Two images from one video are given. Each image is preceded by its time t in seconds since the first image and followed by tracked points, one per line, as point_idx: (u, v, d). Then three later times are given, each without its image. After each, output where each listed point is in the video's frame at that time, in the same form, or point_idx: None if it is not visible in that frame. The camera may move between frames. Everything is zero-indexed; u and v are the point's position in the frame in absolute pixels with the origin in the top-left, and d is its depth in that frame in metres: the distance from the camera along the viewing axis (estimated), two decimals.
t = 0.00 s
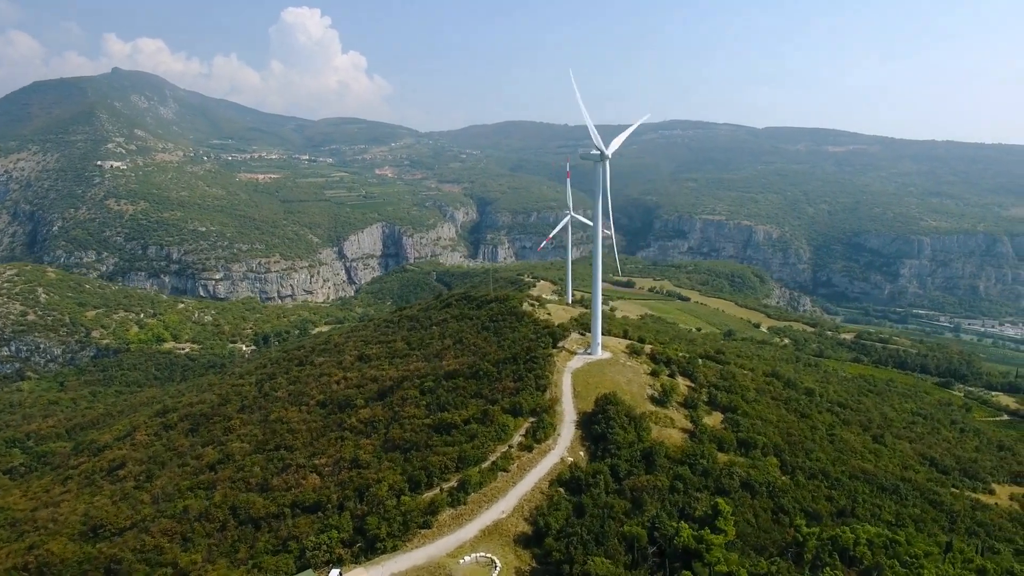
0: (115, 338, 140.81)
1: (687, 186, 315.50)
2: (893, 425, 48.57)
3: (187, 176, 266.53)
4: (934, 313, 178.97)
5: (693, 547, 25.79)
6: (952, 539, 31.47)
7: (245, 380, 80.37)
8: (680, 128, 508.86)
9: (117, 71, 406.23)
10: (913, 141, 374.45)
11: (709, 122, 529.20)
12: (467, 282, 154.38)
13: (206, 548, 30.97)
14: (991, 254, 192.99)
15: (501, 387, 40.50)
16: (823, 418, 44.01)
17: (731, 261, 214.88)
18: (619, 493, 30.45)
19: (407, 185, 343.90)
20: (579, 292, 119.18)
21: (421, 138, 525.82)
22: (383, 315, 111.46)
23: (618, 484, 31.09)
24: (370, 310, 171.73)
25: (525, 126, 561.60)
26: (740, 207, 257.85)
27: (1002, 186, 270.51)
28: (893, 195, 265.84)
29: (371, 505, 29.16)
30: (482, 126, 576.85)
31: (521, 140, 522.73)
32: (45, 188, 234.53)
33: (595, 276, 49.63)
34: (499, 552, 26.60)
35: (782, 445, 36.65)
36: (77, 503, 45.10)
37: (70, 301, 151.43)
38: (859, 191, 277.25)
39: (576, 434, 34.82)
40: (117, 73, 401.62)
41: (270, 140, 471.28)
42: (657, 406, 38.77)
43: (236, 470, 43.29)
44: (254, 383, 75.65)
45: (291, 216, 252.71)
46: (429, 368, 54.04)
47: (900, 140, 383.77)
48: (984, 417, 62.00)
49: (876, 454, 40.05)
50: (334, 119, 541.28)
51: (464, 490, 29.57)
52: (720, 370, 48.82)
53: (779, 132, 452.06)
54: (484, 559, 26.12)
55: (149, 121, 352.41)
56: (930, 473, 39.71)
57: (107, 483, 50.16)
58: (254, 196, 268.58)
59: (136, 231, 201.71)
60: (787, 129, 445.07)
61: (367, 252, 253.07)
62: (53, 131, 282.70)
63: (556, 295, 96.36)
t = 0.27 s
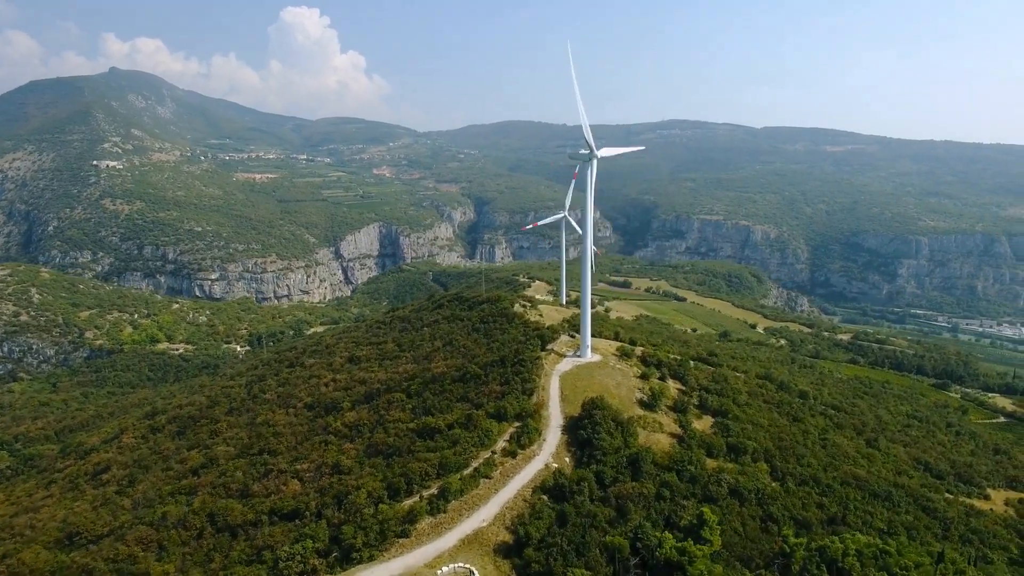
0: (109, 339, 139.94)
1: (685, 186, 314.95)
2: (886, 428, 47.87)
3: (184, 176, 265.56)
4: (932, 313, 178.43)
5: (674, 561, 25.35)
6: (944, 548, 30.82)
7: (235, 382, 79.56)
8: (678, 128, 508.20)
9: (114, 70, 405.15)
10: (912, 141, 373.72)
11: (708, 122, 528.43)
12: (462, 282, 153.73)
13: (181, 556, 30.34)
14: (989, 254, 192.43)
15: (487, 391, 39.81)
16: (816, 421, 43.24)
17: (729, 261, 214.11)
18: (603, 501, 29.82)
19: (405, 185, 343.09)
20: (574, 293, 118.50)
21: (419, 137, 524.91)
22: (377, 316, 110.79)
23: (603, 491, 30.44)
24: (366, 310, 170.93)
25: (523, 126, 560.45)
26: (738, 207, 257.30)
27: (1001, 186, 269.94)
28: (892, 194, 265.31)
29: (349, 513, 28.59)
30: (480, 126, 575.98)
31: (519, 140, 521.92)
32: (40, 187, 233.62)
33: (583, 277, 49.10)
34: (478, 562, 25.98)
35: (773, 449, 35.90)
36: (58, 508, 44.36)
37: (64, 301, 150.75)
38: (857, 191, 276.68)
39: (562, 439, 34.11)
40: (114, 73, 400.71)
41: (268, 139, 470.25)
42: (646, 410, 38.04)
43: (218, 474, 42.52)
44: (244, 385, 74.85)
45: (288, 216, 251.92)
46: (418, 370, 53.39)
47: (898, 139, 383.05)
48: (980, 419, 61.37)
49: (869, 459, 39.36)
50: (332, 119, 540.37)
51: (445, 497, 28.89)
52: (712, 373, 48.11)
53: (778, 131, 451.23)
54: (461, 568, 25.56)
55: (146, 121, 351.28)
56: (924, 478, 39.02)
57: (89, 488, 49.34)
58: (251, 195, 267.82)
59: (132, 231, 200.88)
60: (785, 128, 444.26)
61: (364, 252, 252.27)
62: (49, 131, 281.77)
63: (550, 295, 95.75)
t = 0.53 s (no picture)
0: (103, 339, 139.08)
1: (683, 186, 314.38)
2: (881, 432, 47.12)
3: (180, 176, 264.65)
4: (929, 314, 177.78)
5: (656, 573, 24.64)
6: (937, 557, 30.07)
7: (225, 383, 78.65)
8: (677, 128, 507.46)
9: (112, 70, 404.32)
10: (910, 141, 373.09)
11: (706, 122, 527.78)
12: (458, 282, 152.97)
13: (154, 567, 29.57)
14: (987, 254, 191.82)
15: (472, 395, 39.03)
16: (809, 426, 42.44)
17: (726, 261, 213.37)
18: (587, 509, 29.12)
19: (403, 185, 342.18)
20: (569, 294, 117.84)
21: (418, 137, 524.07)
22: (371, 316, 109.99)
23: (587, 499, 29.71)
24: (361, 310, 170.11)
25: (522, 126, 559.77)
26: (736, 207, 256.61)
27: (999, 185, 269.41)
28: (890, 194, 264.59)
29: (325, 522, 27.85)
30: (479, 126, 575.29)
31: (517, 140, 521.22)
32: (36, 187, 232.84)
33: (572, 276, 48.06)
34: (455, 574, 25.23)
35: (763, 455, 35.16)
36: (36, 514, 43.54)
37: (58, 302, 150.08)
38: (856, 191, 276.04)
39: (547, 445, 33.37)
40: (112, 72, 399.86)
41: (266, 139, 469.23)
42: (634, 414, 37.26)
43: (199, 480, 41.65)
44: (234, 387, 74.08)
45: (284, 216, 251.16)
46: (406, 373, 52.68)
47: (897, 139, 382.43)
48: (976, 422, 60.68)
49: (862, 464, 38.55)
50: (330, 119, 539.66)
51: (423, 505, 28.13)
52: (704, 376, 47.31)
53: (777, 131, 450.48)
54: None
55: (143, 121, 350.45)
56: (918, 484, 38.32)
57: (71, 492, 48.54)
58: (248, 195, 267.00)
59: (128, 231, 200.06)
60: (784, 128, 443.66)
61: (360, 252, 251.40)
62: (45, 130, 280.86)
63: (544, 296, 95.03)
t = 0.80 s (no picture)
0: (96, 340, 138.14)
1: (681, 185, 313.83)
2: (875, 436, 46.37)
3: (177, 176, 263.73)
4: (928, 314, 177.14)
5: None
6: (930, 568, 29.31)
7: (214, 385, 77.87)
8: (675, 128, 506.91)
9: (109, 70, 403.44)
10: (909, 141, 372.51)
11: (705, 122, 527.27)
12: (454, 283, 152.24)
13: None
14: (986, 254, 191.23)
15: (457, 399, 38.34)
16: (802, 431, 41.65)
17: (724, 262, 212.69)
18: (570, 518, 28.41)
19: (400, 184, 341.31)
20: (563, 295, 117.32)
21: (416, 137, 523.18)
22: (364, 317, 109.05)
23: (570, 507, 28.97)
24: (357, 310, 169.29)
25: (520, 126, 559.13)
26: (734, 207, 255.89)
27: (998, 185, 268.82)
28: (889, 194, 263.91)
29: (300, 532, 27.10)
30: (477, 126, 574.56)
31: (515, 140, 520.39)
32: (31, 187, 231.96)
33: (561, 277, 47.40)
34: None
35: (753, 460, 34.40)
36: (14, 520, 42.69)
37: (51, 302, 149.38)
38: (854, 191, 275.41)
39: (531, 451, 32.62)
40: (109, 71, 399.09)
41: (264, 139, 468.39)
42: (621, 419, 36.47)
43: (181, 484, 40.79)
44: (223, 389, 73.22)
45: (281, 216, 250.37)
46: (394, 376, 51.92)
47: (895, 139, 381.88)
48: (972, 425, 59.97)
49: (856, 470, 37.74)
50: (328, 118, 538.84)
51: (401, 514, 27.41)
52: (695, 379, 46.50)
53: (776, 131, 449.80)
54: None
55: (140, 120, 349.63)
56: (912, 490, 37.58)
57: (52, 497, 47.72)
58: (244, 195, 266.17)
59: (123, 231, 199.15)
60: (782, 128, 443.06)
61: (357, 252, 250.56)
62: (41, 130, 279.95)
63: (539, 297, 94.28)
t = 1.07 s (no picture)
0: (89, 341, 137.27)
1: (679, 185, 313.20)
2: (870, 440, 45.69)
3: (173, 175, 262.81)
4: (925, 314, 176.57)
5: None
6: None
7: (204, 387, 77.00)
8: (674, 127, 506.34)
9: (106, 69, 402.46)
10: (907, 141, 371.98)
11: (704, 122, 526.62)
12: (450, 283, 151.46)
13: None
14: (984, 254, 190.64)
15: (441, 404, 37.56)
16: (794, 435, 40.94)
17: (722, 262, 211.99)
18: (552, 527, 27.71)
19: (398, 184, 340.52)
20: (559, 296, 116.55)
21: (414, 136, 522.31)
22: (358, 317, 108.15)
23: (553, 516, 28.25)
24: (352, 310, 168.51)
25: (519, 126, 558.49)
26: (732, 207, 255.28)
27: (996, 185, 268.26)
28: (887, 194, 263.33)
29: (273, 542, 26.31)
30: (476, 125, 573.95)
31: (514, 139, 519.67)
32: (27, 187, 231.04)
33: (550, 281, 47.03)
34: None
35: (742, 466, 33.67)
36: None
37: (44, 303, 148.66)
38: (852, 191, 274.80)
39: (515, 457, 31.89)
40: (106, 70, 397.99)
41: (262, 138, 467.41)
42: (609, 424, 35.73)
43: (161, 489, 39.93)
44: (211, 391, 72.34)
45: (278, 215, 249.54)
46: (382, 378, 51.18)
47: (894, 139, 381.40)
48: (968, 428, 59.29)
49: (849, 476, 37.05)
50: (327, 118, 537.99)
51: (378, 524, 26.65)
52: (687, 382, 45.77)
53: (774, 131, 449.15)
54: None
55: (137, 120, 348.61)
56: (905, 496, 36.92)
57: (33, 503, 46.85)
58: (241, 195, 265.30)
59: (119, 231, 198.25)
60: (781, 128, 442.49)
61: (354, 252, 249.74)
62: (37, 129, 279.07)
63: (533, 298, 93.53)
